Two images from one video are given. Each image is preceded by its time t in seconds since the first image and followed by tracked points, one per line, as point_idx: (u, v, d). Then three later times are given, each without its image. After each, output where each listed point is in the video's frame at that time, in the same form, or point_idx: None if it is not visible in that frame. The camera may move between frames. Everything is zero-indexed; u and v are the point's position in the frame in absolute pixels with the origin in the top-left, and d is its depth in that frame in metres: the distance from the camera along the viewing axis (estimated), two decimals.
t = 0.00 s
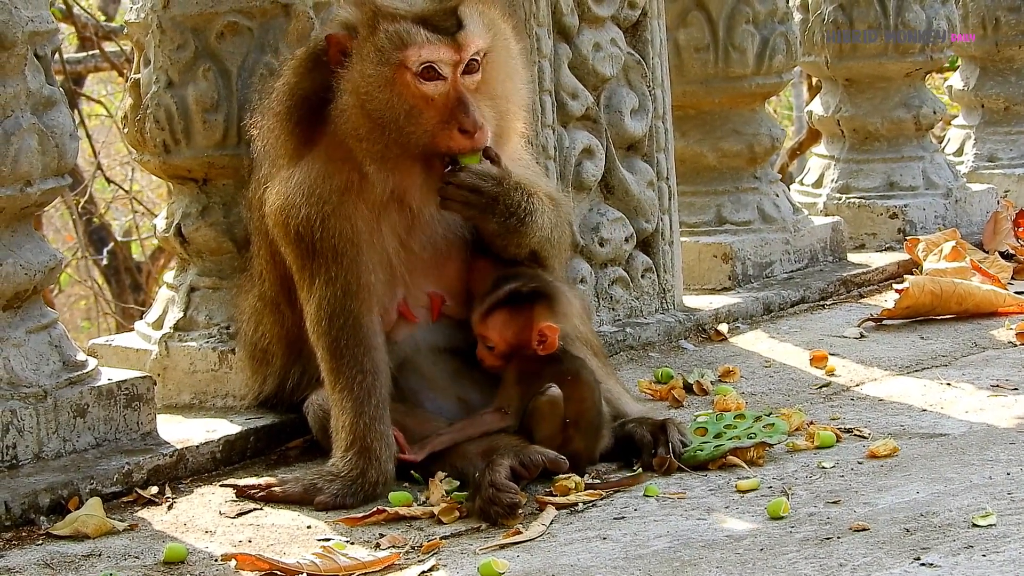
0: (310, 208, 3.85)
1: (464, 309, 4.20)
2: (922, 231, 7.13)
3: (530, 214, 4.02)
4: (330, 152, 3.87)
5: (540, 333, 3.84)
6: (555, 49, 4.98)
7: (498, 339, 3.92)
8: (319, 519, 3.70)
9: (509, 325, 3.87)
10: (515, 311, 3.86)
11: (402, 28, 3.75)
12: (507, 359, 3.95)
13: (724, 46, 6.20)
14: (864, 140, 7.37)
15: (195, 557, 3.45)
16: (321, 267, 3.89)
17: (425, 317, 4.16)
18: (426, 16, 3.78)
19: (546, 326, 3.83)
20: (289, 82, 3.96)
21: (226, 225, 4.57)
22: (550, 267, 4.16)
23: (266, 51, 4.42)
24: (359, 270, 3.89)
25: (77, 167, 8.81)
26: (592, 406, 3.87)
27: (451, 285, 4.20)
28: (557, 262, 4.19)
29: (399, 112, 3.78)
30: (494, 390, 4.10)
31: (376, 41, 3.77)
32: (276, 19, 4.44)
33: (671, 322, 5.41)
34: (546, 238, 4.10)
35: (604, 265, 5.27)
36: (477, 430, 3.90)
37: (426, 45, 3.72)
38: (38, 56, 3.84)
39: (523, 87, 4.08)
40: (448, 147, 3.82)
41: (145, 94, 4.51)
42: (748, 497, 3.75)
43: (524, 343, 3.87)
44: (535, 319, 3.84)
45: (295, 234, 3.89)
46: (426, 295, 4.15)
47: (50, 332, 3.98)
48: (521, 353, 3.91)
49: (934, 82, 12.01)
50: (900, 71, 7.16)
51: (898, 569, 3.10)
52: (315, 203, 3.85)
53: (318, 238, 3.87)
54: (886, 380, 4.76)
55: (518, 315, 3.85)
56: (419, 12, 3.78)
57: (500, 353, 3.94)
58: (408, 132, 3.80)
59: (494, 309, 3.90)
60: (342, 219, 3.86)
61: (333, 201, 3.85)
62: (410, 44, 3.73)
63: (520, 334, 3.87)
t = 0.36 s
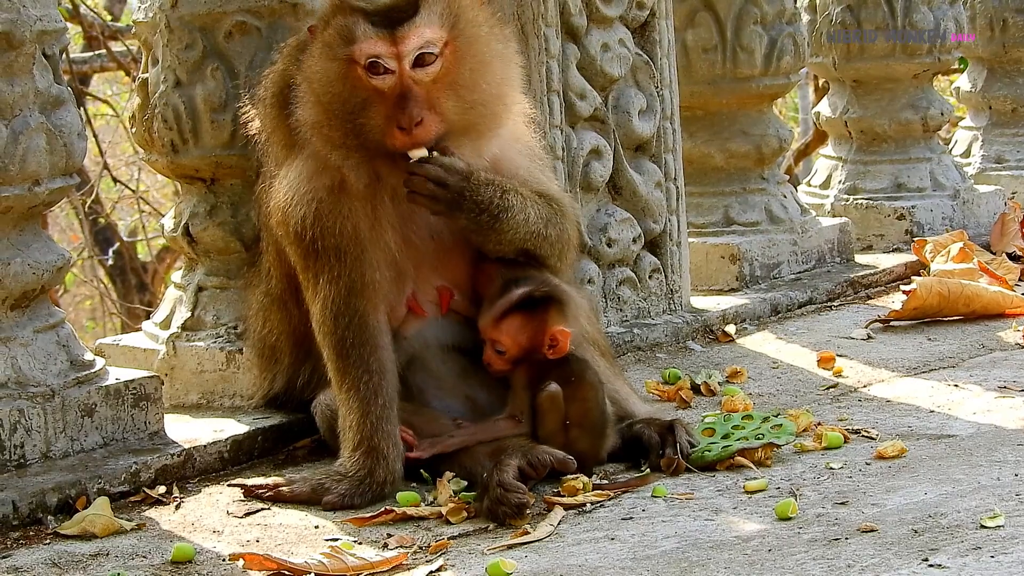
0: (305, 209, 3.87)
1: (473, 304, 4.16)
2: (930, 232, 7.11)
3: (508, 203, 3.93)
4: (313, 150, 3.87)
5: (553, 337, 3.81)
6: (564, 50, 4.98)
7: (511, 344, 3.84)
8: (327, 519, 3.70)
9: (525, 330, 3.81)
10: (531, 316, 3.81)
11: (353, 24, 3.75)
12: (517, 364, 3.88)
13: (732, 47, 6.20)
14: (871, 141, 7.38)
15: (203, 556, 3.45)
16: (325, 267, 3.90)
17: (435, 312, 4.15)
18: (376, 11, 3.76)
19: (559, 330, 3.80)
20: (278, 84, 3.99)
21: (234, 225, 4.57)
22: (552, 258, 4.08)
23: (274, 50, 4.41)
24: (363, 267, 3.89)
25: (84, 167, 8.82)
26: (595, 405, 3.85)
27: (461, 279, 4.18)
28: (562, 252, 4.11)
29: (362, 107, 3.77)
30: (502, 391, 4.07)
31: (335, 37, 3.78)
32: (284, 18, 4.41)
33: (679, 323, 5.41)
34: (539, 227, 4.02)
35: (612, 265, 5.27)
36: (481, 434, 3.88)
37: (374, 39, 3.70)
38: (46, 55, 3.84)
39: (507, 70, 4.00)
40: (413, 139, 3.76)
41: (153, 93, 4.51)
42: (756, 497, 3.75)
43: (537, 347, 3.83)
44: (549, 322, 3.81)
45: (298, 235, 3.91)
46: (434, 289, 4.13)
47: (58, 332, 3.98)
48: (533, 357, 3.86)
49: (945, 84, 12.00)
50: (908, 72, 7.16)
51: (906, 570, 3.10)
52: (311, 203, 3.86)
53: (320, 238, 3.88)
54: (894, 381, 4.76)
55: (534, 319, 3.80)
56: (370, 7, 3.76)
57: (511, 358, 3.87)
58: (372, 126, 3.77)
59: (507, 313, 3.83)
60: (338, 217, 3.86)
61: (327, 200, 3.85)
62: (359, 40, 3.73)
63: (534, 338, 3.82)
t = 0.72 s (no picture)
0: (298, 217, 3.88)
1: (474, 301, 4.15)
2: (936, 234, 7.11)
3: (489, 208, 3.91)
4: (299, 158, 3.87)
5: (572, 345, 3.81)
6: (570, 51, 4.99)
7: (529, 350, 3.84)
8: (332, 520, 3.70)
9: (546, 337, 3.81)
10: (553, 324, 3.80)
11: (326, 36, 3.73)
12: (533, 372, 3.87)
13: (737, 49, 6.20)
14: (877, 143, 7.38)
15: (209, 557, 3.45)
16: (323, 271, 3.90)
17: (437, 308, 4.14)
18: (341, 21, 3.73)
19: (581, 339, 3.80)
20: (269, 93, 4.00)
21: (239, 225, 4.58)
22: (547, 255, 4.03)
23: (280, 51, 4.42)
24: (361, 271, 3.89)
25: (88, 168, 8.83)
26: (608, 412, 3.85)
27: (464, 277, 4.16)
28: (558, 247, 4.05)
29: (337, 116, 3.74)
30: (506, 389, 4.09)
31: (311, 46, 3.76)
32: (290, 19, 4.40)
33: (684, 324, 5.41)
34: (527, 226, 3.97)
35: (617, 267, 5.27)
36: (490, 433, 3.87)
37: (343, 51, 3.68)
38: (52, 56, 3.83)
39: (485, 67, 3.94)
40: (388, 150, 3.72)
41: (159, 94, 4.52)
42: (762, 499, 3.75)
43: (555, 355, 3.83)
44: (570, 330, 3.81)
45: (295, 242, 3.93)
46: (435, 286, 4.12)
47: (64, 332, 3.98)
48: (550, 365, 3.85)
49: (950, 87, 11.99)
50: (913, 74, 7.17)
51: (913, 572, 3.09)
52: (305, 211, 3.89)
53: (315, 246, 3.89)
54: (900, 383, 4.76)
55: (555, 327, 3.80)
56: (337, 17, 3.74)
57: (528, 364, 3.86)
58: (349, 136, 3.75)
59: (528, 320, 3.82)
60: (332, 225, 3.86)
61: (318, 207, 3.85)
62: (329, 52, 3.70)
63: (553, 346, 3.82)
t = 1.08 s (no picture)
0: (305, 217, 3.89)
1: (479, 302, 4.16)
2: (939, 234, 7.13)
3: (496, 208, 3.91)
4: (305, 160, 3.87)
5: (564, 350, 3.78)
6: (572, 52, 5.00)
7: (520, 353, 3.83)
8: (338, 521, 3.70)
9: (538, 341, 3.79)
10: (545, 328, 3.78)
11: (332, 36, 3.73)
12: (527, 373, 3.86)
13: (740, 49, 6.21)
14: (880, 143, 7.38)
15: (214, 559, 3.44)
16: (330, 272, 3.91)
17: (442, 309, 4.14)
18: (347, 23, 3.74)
19: (570, 343, 3.77)
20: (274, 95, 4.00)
21: (243, 227, 4.58)
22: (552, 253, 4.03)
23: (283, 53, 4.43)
24: (367, 271, 3.89)
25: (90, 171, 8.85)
26: (608, 413, 3.86)
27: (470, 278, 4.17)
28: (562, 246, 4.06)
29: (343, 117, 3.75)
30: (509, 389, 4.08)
31: (317, 45, 3.76)
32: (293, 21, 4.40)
33: (688, 325, 5.41)
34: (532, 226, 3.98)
35: (621, 267, 5.28)
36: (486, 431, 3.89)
37: (349, 52, 3.68)
38: (56, 58, 3.83)
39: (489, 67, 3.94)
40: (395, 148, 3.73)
41: (162, 96, 4.52)
42: (767, 499, 3.75)
43: (546, 359, 3.80)
44: (562, 335, 3.78)
45: (302, 243, 3.93)
46: (441, 287, 4.12)
47: (69, 334, 3.97)
48: (544, 368, 3.83)
49: (954, 87, 11.97)
50: (916, 74, 7.18)
51: (918, 570, 3.09)
52: (312, 211, 3.89)
53: (321, 247, 3.89)
54: (904, 382, 4.76)
55: (548, 332, 3.78)
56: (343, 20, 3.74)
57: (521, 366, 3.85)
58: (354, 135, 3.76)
59: (521, 323, 3.80)
60: (340, 225, 3.87)
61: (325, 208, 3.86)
62: (336, 53, 3.70)
63: (546, 350, 3.80)
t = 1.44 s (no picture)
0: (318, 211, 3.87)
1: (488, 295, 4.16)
2: (944, 224, 7.14)
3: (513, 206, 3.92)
4: (321, 155, 3.85)
5: (563, 336, 3.78)
6: (577, 43, 5.00)
7: (519, 341, 3.82)
8: (344, 514, 3.70)
9: (535, 327, 3.78)
10: (541, 313, 3.77)
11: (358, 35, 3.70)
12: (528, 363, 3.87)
13: (744, 40, 6.20)
14: (884, 134, 7.38)
15: (221, 552, 3.44)
16: (339, 265, 3.90)
17: (450, 302, 4.14)
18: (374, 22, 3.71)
19: (569, 329, 3.77)
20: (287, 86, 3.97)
21: (248, 220, 4.57)
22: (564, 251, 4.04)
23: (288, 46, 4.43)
24: (377, 266, 3.89)
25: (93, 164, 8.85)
26: (614, 405, 3.86)
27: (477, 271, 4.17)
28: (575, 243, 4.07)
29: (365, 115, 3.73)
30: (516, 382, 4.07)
31: (340, 42, 3.72)
32: (299, 13, 4.41)
33: (693, 316, 5.41)
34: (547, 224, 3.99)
35: (626, 259, 5.27)
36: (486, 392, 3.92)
37: (376, 52, 3.66)
38: (60, 52, 3.83)
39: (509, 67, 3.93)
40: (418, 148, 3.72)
41: (167, 90, 4.52)
42: (773, 490, 3.74)
43: (545, 346, 3.81)
44: (560, 321, 3.78)
45: (312, 237, 3.92)
46: (449, 279, 4.13)
47: (74, 328, 3.97)
48: (543, 355, 3.83)
49: (958, 77, 11.97)
50: (920, 65, 7.17)
51: (925, 561, 3.09)
52: (325, 205, 3.87)
53: (333, 240, 3.88)
54: (909, 373, 4.76)
55: (544, 317, 3.77)
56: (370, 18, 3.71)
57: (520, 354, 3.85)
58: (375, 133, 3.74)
59: (516, 310, 3.80)
60: (355, 221, 3.86)
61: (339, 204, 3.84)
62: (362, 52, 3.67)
63: (544, 336, 3.79)
